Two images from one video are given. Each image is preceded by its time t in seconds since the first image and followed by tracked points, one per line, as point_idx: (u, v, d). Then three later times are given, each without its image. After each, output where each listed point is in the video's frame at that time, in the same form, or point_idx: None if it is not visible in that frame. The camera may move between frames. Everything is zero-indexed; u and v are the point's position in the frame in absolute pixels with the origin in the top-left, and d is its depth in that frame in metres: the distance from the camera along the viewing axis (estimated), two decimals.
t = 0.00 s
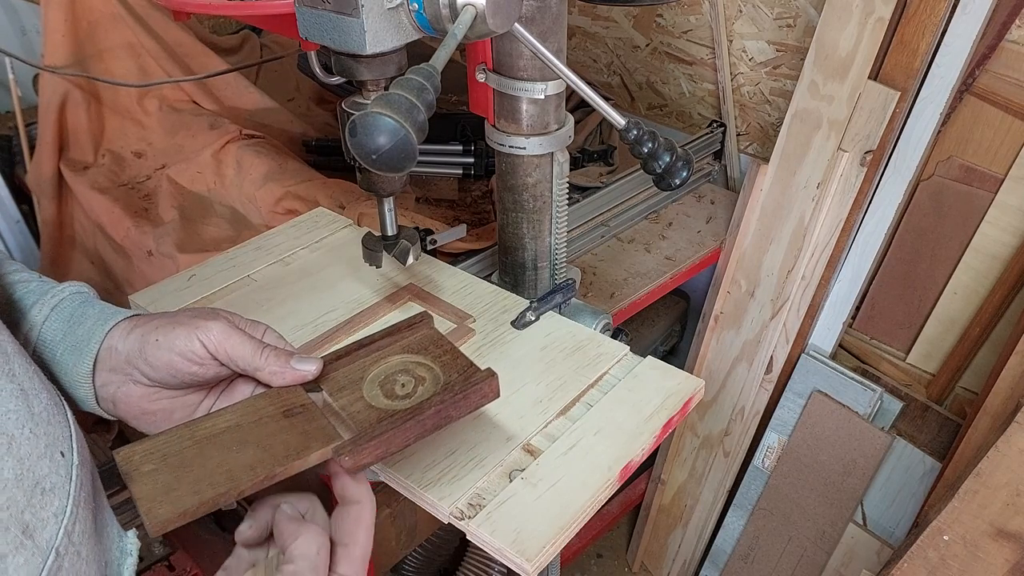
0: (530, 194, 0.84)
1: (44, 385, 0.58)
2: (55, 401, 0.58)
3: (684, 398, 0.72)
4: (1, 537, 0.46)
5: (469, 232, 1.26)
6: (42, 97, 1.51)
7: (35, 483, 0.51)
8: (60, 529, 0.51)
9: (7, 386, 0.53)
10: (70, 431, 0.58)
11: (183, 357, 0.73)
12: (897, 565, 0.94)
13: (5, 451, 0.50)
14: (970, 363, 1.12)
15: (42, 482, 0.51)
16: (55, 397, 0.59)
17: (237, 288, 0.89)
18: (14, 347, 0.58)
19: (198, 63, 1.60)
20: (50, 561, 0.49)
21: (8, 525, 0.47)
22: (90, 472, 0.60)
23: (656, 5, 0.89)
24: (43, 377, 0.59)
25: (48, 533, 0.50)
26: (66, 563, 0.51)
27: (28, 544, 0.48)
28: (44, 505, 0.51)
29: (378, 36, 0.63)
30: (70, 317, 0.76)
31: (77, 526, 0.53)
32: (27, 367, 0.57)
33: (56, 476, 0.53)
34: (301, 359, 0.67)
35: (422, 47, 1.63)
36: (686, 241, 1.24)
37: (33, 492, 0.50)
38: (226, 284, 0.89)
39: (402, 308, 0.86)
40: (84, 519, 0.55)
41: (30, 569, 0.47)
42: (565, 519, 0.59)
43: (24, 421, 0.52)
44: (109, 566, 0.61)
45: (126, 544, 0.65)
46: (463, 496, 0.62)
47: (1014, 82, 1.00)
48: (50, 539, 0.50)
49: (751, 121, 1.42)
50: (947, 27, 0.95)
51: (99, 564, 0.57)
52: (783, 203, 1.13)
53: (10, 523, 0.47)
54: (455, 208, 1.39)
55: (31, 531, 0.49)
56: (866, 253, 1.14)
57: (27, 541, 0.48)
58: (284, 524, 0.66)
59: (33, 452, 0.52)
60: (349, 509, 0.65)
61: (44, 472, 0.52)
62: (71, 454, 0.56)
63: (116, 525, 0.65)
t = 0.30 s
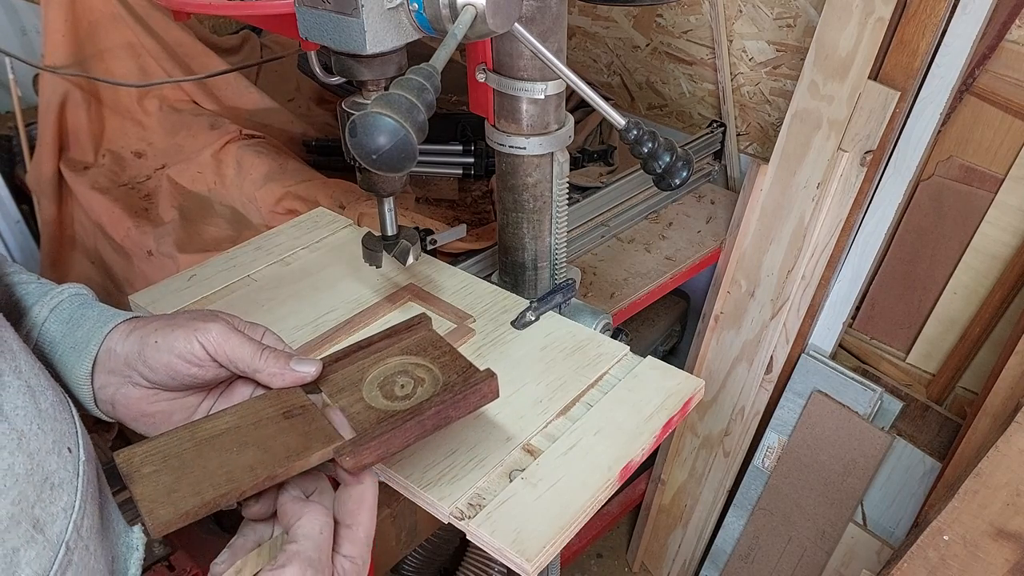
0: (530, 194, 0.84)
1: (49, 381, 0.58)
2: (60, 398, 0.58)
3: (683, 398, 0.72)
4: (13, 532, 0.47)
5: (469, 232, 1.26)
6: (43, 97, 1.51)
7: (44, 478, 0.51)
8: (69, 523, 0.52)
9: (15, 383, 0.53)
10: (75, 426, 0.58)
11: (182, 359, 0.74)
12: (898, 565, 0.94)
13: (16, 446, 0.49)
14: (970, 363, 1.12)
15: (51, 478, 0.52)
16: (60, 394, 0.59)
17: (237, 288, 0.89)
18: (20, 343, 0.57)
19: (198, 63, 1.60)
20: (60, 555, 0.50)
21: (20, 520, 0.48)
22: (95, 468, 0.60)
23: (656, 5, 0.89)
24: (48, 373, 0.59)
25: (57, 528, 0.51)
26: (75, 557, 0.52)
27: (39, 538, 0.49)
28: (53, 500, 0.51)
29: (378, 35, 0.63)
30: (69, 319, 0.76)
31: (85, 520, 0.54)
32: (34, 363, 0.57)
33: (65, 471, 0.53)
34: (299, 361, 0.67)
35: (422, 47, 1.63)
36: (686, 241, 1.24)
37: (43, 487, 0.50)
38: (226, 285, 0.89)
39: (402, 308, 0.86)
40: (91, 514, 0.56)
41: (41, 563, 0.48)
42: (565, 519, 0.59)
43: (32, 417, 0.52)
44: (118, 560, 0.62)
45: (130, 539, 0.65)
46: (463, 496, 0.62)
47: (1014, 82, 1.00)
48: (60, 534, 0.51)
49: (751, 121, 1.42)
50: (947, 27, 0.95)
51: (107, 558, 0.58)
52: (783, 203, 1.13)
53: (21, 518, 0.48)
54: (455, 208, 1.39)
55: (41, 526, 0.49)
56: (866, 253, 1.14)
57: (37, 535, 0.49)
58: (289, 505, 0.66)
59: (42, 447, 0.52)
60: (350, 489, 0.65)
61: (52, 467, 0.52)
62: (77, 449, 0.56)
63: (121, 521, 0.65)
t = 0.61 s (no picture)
0: (530, 194, 0.84)
1: (58, 382, 0.58)
2: (68, 397, 0.58)
3: (683, 398, 0.72)
4: (25, 531, 0.47)
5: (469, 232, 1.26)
6: (43, 97, 1.51)
7: (54, 477, 0.51)
8: (79, 521, 0.52)
9: (22, 382, 0.53)
10: (84, 426, 0.58)
11: (186, 352, 0.74)
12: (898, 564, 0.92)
13: (27, 444, 0.50)
14: (970, 363, 1.12)
15: (61, 476, 0.52)
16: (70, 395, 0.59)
17: (237, 288, 0.89)
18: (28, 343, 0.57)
19: (198, 63, 1.60)
20: (72, 553, 0.50)
21: (31, 518, 0.48)
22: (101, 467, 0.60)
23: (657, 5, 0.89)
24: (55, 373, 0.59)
25: (68, 526, 0.51)
26: (87, 555, 0.52)
27: (50, 536, 0.49)
28: (64, 498, 0.51)
29: (378, 36, 0.63)
30: (72, 314, 0.76)
31: (94, 520, 0.54)
32: (42, 363, 0.57)
33: (75, 471, 0.53)
34: (303, 353, 0.67)
35: (422, 47, 1.63)
36: (686, 241, 1.24)
37: (53, 486, 0.51)
38: (226, 285, 0.89)
39: (402, 308, 0.86)
40: (99, 513, 0.56)
41: (53, 561, 0.48)
42: (565, 519, 0.59)
43: (42, 416, 0.52)
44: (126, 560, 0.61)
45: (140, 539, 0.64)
46: (463, 496, 0.62)
47: (1014, 82, 1.00)
48: (70, 533, 0.51)
49: (751, 121, 1.42)
50: (947, 27, 0.95)
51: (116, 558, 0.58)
52: (783, 203, 1.13)
53: (32, 517, 0.48)
54: (455, 208, 1.39)
55: (52, 524, 0.49)
56: (866, 253, 1.14)
57: (48, 534, 0.49)
58: (304, 494, 0.65)
59: (50, 446, 0.52)
60: (363, 480, 0.61)
61: (62, 466, 0.52)
62: (86, 449, 0.56)
63: (131, 520, 0.64)
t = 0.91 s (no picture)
0: (530, 194, 0.84)
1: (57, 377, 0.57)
2: (68, 392, 0.57)
3: (683, 398, 0.71)
4: (33, 525, 0.48)
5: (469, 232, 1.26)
6: (43, 97, 1.51)
7: (59, 472, 0.51)
8: (83, 515, 0.53)
9: (28, 377, 0.52)
10: (82, 419, 0.57)
11: (174, 335, 0.76)
12: (898, 564, 0.94)
13: (34, 440, 0.49)
14: (970, 363, 1.12)
15: (64, 472, 0.52)
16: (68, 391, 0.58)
17: (237, 288, 0.89)
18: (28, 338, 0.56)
19: (198, 63, 1.60)
20: (77, 547, 0.51)
21: (38, 513, 0.49)
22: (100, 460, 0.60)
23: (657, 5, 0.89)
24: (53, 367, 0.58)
25: (73, 521, 0.51)
26: (90, 549, 0.52)
27: (56, 530, 0.50)
28: (68, 493, 0.52)
29: (378, 36, 0.63)
30: (59, 302, 0.75)
31: (96, 513, 0.55)
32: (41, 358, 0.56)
33: (79, 467, 0.54)
34: (290, 335, 0.68)
35: (422, 47, 1.63)
36: (686, 241, 1.24)
37: (58, 481, 0.51)
38: (226, 285, 0.89)
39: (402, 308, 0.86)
40: (100, 506, 0.56)
41: (60, 554, 0.49)
42: (565, 519, 0.59)
43: (46, 412, 0.52)
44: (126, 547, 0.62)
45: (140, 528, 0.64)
46: (463, 496, 0.62)
47: (1014, 82, 1.00)
48: (75, 528, 0.51)
49: (751, 121, 1.42)
50: (947, 27, 0.95)
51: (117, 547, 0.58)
52: (784, 203, 1.13)
53: (39, 512, 0.49)
54: (455, 208, 1.39)
55: (58, 519, 0.50)
56: (866, 253, 1.14)
57: (53, 529, 0.50)
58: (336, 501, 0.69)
59: (55, 441, 0.52)
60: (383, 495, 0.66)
61: (65, 461, 0.52)
62: (85, 444, 0.56)
63: (130, 511, 0.65)
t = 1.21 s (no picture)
0: (530, 194, 0.84)
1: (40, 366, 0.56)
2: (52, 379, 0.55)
3: (683, 398, 0.71)
4: (46, 500, 0.45)
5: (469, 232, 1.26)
6: (43, 97, 1.51)
7: (62, 452, 0.49)
8: (87, 496, 0.50)
9: (23, 359, 0.50)
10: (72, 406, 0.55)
11: (126, 335, 0.78)
12: (897, 564, 0.93)
13: (38, 419, 0.47)
14: (971, 363, 1.12)
15: (68, 451, 0.49)
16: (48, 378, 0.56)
17: (237, 288, 0.89)
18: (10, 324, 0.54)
19: (198, 63, 1.60)
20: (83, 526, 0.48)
21: (50, 490, 0.46)
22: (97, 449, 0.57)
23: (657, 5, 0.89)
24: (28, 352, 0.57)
25: (79, 498, 0.49)
26: (95, 529, 0.50)
27: (65, 506, 0.47)
28: (72, 473, 0.49)
29: (378, 36, 0.63)
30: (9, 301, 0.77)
31: (97, 494, 0.52)
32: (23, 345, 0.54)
33: (79, 449, 0.51)
34: (233, 335, 0.70)
35: (422, 47, 1.63)
36: (686, 241, 1.24)
37: (63, 460, 0.48)
38: (226, 285, 0.89)
39: (402, 308, 0.86)
40: (102, 489, 0.54)
41: (70, 530, 0.47)
42: (565, 519, 0.59)
43: (44, 394, 0.50)
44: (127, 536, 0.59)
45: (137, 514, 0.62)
46: (463, 496, 0.62)
47: (1014, 82, 1.00)
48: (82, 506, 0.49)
49: (751, 121, 1.42)
50: (947, 27, 0.95)
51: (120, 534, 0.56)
52: (784, 203, 1.13)
53: (51, 488, 0.46)
54: (455, 208, 1.39)
55: (66, 496, 0.48)
56: (866, 252, 1.14)
57: (63, 504, 0.47)
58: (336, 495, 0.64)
59: (55, 423, 0.50)
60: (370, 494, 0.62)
61: (68, 442, 0.50)
62: (80, 427, 0.54)
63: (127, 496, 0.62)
